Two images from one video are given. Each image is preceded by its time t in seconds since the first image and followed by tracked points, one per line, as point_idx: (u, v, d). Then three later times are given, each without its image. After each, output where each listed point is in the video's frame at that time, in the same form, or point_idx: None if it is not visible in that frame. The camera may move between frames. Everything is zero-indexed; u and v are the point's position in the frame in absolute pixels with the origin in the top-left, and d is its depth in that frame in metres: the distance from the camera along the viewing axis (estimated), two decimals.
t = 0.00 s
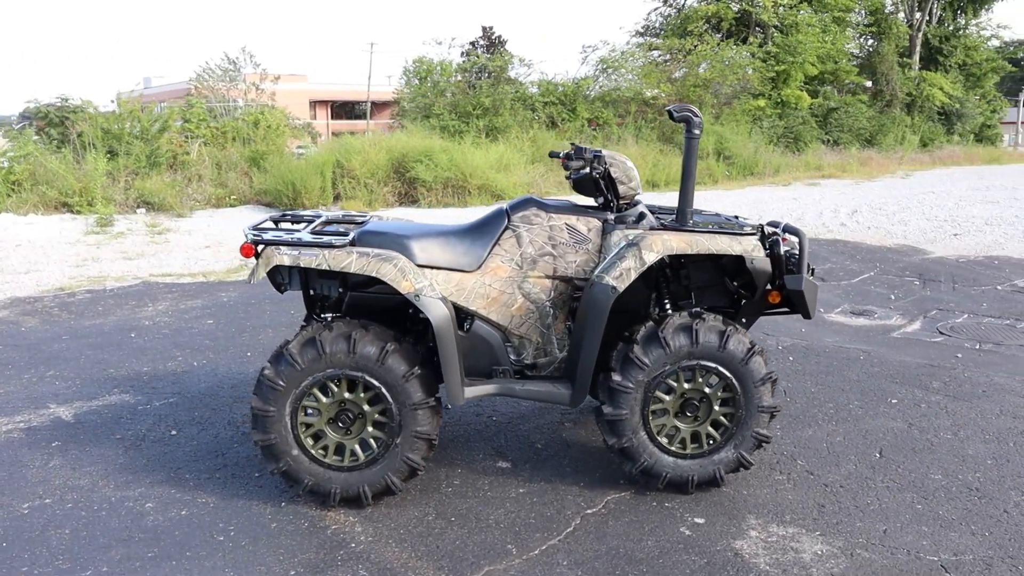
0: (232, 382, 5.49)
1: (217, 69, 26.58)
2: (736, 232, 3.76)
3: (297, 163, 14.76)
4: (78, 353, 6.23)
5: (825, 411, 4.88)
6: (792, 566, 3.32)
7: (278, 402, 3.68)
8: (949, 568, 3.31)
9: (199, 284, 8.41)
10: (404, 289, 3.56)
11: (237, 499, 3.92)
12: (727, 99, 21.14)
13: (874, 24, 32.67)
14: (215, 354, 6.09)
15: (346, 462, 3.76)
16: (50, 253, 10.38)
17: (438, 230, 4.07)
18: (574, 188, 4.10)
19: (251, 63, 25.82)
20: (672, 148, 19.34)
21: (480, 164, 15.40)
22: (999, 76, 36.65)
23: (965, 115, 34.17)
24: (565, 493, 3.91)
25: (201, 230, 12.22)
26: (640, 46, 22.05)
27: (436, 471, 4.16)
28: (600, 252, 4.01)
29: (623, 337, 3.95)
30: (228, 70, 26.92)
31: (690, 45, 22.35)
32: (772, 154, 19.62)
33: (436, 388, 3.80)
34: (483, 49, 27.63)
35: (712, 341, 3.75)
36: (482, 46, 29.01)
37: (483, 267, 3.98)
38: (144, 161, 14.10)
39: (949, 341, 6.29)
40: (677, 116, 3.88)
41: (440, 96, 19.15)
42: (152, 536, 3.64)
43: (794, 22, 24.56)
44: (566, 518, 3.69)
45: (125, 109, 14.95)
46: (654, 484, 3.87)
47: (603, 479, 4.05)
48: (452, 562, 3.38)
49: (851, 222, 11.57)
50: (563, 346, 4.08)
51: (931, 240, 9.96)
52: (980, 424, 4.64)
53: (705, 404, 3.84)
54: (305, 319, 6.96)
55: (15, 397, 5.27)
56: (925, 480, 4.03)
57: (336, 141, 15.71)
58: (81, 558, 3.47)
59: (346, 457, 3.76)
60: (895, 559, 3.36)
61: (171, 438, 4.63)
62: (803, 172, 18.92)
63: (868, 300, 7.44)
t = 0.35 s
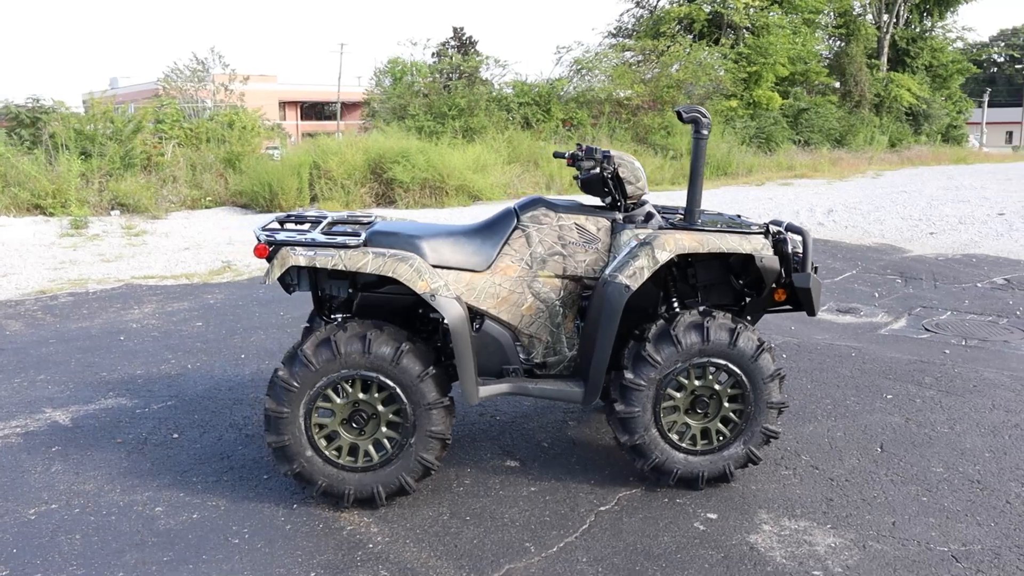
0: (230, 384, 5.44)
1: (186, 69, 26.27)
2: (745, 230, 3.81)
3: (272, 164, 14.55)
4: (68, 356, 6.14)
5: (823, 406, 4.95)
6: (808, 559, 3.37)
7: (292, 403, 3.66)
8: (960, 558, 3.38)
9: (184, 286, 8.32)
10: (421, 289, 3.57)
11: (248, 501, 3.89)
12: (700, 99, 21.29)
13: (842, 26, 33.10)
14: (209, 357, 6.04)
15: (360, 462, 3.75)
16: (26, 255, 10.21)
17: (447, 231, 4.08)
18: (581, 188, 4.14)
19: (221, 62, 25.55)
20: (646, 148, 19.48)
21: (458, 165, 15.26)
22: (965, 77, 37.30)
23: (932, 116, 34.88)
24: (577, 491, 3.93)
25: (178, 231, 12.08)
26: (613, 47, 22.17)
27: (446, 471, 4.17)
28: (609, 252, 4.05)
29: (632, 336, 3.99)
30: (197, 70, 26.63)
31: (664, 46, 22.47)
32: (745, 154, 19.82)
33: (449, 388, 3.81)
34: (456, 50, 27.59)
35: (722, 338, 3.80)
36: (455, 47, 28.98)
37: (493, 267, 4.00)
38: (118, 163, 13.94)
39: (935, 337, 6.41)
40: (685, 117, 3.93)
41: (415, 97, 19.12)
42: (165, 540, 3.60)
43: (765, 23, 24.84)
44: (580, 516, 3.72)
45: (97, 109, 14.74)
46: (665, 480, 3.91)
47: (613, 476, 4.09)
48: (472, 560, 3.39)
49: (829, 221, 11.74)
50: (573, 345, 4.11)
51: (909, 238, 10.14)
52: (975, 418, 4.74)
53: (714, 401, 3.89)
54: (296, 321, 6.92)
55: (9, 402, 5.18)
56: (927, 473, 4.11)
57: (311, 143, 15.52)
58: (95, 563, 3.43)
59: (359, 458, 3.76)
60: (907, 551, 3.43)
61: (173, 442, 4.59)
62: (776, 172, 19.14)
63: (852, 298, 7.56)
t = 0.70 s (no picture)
0: (221, 386, 5.39)
1: (149, 69, 25.88)
2: (747, 229, 3.86)
3: (245, 164, 14.45)
4: (51, 360, 6.03)
5: (816, 401, 5.02)
6: (817, 551, 3.43)
7: (300, 404, 3.64)
8: (963, 547, 3.46)
9: (163, 288, 8.21)
10: (430, 289, 3.57)
11: (254, 504, 3.87)
12: (669, 100, 21.47)
13: (807, 27, 33.40)
14: (197, 359, 5.97)
15: (368, 463, 3.74)
16: None
17: (450, 230, 4.08)
18: (583, 188, 4.16)
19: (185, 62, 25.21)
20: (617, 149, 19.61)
21: (431, 165, 15.18)
22: (925, 79, 38.01)
23: (895, 116, 35.52)
24: (584, 488, 3.96)
25: (151, 233, 11.90)
26: (583, 48, 22.27)
27: (450, 470, 4.16)
28: (612, 251, 4.08)
29: (636, 334, 4.02)
30: (161, 70, 26.25)
31: (633, 47, 22.61)
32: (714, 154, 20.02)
33: (456, 387, 3.81)
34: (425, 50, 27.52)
35: (727, 335, 3.84)
36: (423, 46, 28.91)
37: (497, 266, 4.00)
38: (86, 164, 13.73)
39: (917, 333, 6.54)
40: (687, 116, 3.97)
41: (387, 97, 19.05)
42: (172, 544, 3.56)
43: (732, 24, 25.13)
44: (589, 513, 3.74)
45: (64, 109, 14.49)
46: (671, 476, 3.94)
47: (617, 473, 4.12)
48: (487, 559, 3.39)
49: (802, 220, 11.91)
50: (577, 344, 4.13)
51: (882, 237, 10.32)
52: (964, 411, 4.84)
53: (719, 397, 3.93)
54: (283, 323, 6.88)
55: None
56: (924, 465, 4.19)
57: (284, 143, 15.42)
58: (103, 569, 3.38)
59: (368, 459, 3.74)
60: (912, 541, 3.50)
61: (170, 445, 4.53)
62: (745, 172, 19.35)
63: (833, 295, 7.68)
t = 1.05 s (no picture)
0: (208, 390, 5.31)
1: (107, 69, 25.39)
2: (747, 228, 3.89)
3: (212, 165, 14.25)
4: (28, 365, 5.89)
5: (805, 398, 5.08)
6: (823, 546, 3.47)
7: (303, 407, 3.60)
8: (963, 539, 3.52)
9: (137, 291, 8.07)
10: (435, 289, 3.55)
11: (254, 510, 3.81)
12: (635, 101, 21.59)
13: (770, 28, 33.77)
14: (180, 363, 5.87)
15: (372, 466, 3.70)
16: None
17: (449, 229, 4.05)
18: (581, 187, 4.17)
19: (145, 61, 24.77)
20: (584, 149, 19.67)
21: (401, 166, 15.07)
22: (884, 80, 38.67)
23: (855, 117, 36.12)
24: (586, 488, 3.96)
25: (117, 234, 11.69)
26: (548, 48, 22.30)
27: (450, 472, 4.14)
28: (612, 250, 4.09)
29: (636, 333, 4.04)
30: (119, 70, 25.75)
31: (599, 47, 22.70)
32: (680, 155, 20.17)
33: (459, 389, 3.79)
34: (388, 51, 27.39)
35: (728, 333, 3.87)
36: (387, 46, 28.76)
37: (498, 266, 3.99)
38: (49, 164, 13.45)
39: (895, 329, 6.64)
40: (686, 116, 4.00)
41: (355, 98, 18.92)
42: (174, 551, 3.49)
43: (697, 26, 25.35)
44: (595, 512, 3.75)
45: (24, 108, 14.17)
46: (673, 474, 3.96)
47: (618, 472, 4.13)
48: (497, 560, 3.39)
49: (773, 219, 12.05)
50: (577, 343, 4.13)
51: (853, 236, 10.48)
52: (950, 406, 4.93)
53: (719, 395, 3.96)
54: (264, 326, 6.79)
55: None
56: (916, 459, 4.25)
57: (251, 143, 15.23)
58: None
59: (371, 461, 3.71)
60: (913, 534, 3.56)
61: (162, 451, 4.45)
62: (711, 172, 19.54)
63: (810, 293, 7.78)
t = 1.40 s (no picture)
0: (192, 396, 5.22)
1: (61, 68, 24.86)
2: (743, 229, 3.93)
3: (176, 166, 14.03)
4: (2, 371, 5.75)
5: (792, 396, 5.14)
6: (825, 542, 3.52)
7: (304, 412, 3.55)
8: (959, 532, 3.60)
9: (109, 296, 7.92)
10: (438, 293, 3.53)
11: (254, 517, 3.76)
12: (599, 101, 21.70)
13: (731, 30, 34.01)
14: (160, 369, 5.77)
15: (374, 470, 3.67)
16: None
17: (447, 231, 4.02)
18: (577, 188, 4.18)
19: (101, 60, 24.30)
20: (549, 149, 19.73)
21: (368, 166, 14.96)
22: (842, 81, 39.35)
23: (814, 117, 36.70)
24: (586, 489, 3.97)
25: (81, 237, 11.45)
26: (512, 49, 22.32)
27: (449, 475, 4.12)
28: (609, 251, 4.10)
29: (634, 334, 4.05)
30: (74, 69, 25.23)
31: (562, 47, 22.78)
32: (644, 155, 20.33)
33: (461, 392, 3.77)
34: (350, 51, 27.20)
35: (726, 333, 3.91)
36: (349, 45, 28.58)
37: (495, 268, 3.98)
38: (7, 166, 13.14)
39: (872, 327, 6.76)
40: (682, 118, 4.03)
41: (320, 98, 18.78)
42: (176, 561, 3.42)
43: (660, 27, 25.55)
44: (597, 513, 3.76)
45: None
46: (672, 473, 3.99)
47: (616, 473, 4.14)
48: (506, 563, 3.38)
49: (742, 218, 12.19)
50: (574, 345, 4.14)
51: (822, 235, 10.65)
52: (933, 401, 5.02)
53: (717, 394, 4.00)
54: (242, 329, 6.71)
55: None
56: (907, 454, 4.33)
57: (215, 144, 15.03)
58: None
59: (373, 466, 3.68)
60: (912, 528, 3.62)
61: (151, 459, 4.37)
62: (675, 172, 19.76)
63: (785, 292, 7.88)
